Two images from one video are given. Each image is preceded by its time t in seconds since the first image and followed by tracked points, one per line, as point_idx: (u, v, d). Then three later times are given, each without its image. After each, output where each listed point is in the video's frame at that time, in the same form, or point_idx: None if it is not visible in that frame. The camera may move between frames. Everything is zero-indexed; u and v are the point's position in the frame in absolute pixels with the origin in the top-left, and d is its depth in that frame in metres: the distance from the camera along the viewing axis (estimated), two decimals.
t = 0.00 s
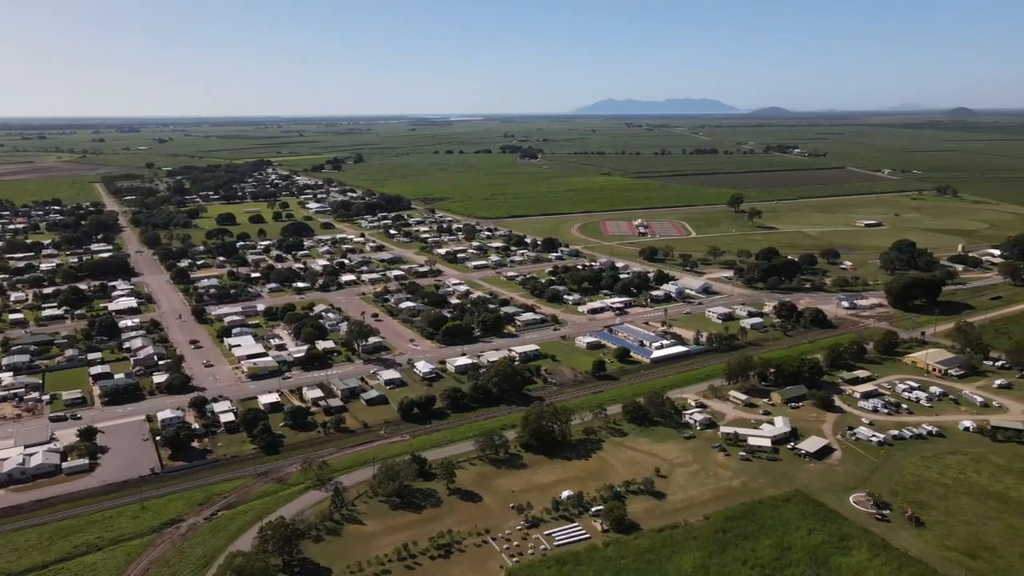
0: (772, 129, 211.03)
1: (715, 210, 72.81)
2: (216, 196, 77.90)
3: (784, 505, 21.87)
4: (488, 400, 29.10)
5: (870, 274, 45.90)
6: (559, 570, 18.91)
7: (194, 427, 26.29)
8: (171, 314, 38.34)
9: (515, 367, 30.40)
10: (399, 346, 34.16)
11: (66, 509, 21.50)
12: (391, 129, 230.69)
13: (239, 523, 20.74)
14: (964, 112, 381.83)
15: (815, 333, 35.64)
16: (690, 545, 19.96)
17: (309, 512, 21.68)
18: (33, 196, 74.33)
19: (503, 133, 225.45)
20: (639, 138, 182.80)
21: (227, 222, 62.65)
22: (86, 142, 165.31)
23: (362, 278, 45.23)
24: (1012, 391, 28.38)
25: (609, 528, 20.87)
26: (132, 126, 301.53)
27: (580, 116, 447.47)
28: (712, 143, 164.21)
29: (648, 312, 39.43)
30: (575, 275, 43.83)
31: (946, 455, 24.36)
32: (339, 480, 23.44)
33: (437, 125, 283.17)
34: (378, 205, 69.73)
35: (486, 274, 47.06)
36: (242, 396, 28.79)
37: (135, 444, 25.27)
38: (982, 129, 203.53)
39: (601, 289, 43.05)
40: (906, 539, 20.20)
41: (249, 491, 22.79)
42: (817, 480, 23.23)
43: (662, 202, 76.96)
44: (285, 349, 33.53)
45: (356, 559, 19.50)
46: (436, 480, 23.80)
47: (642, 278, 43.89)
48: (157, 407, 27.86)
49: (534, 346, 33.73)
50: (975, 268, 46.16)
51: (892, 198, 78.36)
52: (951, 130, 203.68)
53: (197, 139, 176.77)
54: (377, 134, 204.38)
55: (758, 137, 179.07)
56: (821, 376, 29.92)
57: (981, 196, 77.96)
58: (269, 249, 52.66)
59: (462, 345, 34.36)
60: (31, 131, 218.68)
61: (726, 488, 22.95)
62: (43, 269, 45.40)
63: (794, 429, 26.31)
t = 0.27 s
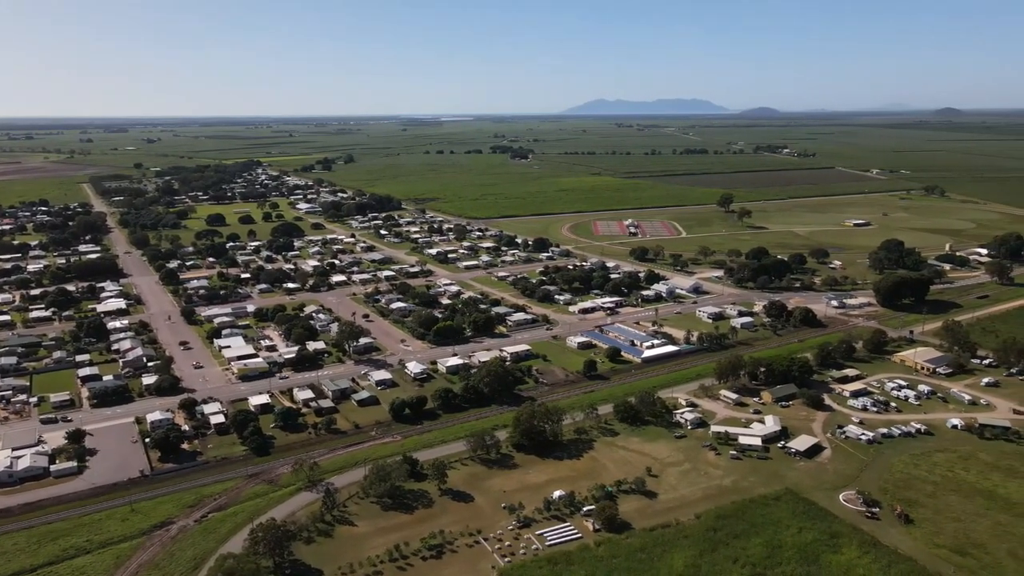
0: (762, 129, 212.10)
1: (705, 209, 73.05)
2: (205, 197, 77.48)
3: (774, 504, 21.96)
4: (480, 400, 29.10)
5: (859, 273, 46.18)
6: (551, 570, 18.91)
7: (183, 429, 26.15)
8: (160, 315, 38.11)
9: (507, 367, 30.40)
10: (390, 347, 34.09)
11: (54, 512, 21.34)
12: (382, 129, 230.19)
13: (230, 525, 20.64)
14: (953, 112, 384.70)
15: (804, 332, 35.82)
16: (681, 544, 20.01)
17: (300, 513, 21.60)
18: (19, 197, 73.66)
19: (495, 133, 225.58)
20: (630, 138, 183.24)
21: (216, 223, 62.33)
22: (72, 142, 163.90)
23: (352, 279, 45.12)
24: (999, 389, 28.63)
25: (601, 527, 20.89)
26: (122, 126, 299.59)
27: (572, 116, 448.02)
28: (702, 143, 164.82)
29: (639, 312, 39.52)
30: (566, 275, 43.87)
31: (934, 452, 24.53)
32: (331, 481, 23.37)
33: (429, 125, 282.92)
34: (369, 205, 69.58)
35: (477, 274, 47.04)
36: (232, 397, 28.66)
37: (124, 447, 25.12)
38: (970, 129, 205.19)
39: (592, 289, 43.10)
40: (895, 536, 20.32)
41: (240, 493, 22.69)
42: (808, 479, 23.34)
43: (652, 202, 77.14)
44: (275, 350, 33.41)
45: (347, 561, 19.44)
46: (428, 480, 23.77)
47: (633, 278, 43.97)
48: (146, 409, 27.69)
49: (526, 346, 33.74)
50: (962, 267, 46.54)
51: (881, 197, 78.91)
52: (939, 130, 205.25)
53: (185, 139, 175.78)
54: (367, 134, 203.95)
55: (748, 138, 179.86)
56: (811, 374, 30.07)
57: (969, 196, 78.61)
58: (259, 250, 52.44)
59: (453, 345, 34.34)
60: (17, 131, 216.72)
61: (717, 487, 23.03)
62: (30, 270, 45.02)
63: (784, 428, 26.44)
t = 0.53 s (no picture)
0: (753, 130, 213.02)
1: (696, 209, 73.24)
2: (195, 197, 77.09)
3: (766, 502, 22.04)
4: (472, 400, 29.08)
5: (849, 272, 46.43)
6: (543, 570, 18.93)
7: (174, 430, 26.03)
8: (150, 317, 37.91)
9: (499, 367, 30.39)
10: (382, 347, 34.02)
11: (43, 515, 21.19)
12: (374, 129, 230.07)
13: (221, 527, 20.55)
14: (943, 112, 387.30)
15: (795, 331, 35.97)
16: (673, 543, 20.05)
17: (292, 515, 21.53)
18: (7, 198, 73.05)
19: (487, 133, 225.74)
20: (622, 138, 183.56)
21: (207, 223, 62.04)
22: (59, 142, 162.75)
23: (344, 279, 45.00)
24: (988, 387, 28.83)
25: (593, 527, 20.91)
26: (112, 126, 297.66)
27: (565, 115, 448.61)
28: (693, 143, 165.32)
29: (630, 311, 39.58)
30: (558, 275, 43.89)
31: (924, 450, 24.67)
32: (322, 482, 23.31)
33: (422, 125, 282.61)
34: (360, 205, 69.44)
35: (469, 274, 47.01)
36: (223, 399, 28.54)
37: (114, 449, 24.98)
38: (959, 129, 206.69)
39: (583, 289, 43.14)
40: (885, 534, 20.43)
41: (231, 494, 22.60)
42: (799, 477, 23.43)
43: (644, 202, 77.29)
44: (266, 351, 33.29)
45: (339, 562, 19.39)
46: (420, 480, 23.74)
47: (625, 277, 44.05)
48: (136, 410, 27.54)
49: (517, 346, 33.74)
50: (951, 266, 46.85)
51: (870, 197, 79.36)
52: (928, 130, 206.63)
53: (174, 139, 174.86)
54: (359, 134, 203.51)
55: (739, 138, 180.58)
56: (802, 373, 30.19)
57: (957, 195, 79.16)
58: (250, 251, 52.24)
59: (445, 345, 34.30)
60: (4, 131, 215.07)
61: (709, 486, 23.10)
62: (18, 272, 44.68)
63: (775, 427, 26.53)
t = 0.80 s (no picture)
0: (745, 130, 213.78)
1: (687, 209, 73.43)
2: (186, 198, 76.67)
3: (757, 501, 22.12)
4: (464, 400, 29.06)
5: (840, 272, 46.64)
6: (536, 570, 18.92)
7: (164, 432, 25.90)
8: (141, 318, 37.71)
9: (491, 367, 30.37)
10: (374, 348, 33.96)
11: (32, 518, 21.04)
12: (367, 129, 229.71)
13: (212, 529, 20.46)
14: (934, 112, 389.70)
15: (786, 331, 36.12)
16: (665, 542, 20.10)
17: (283, 516, 21.47)
18: None
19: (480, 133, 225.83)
20: (614, 138, 183.84)
21: (197, 224, 61.74)
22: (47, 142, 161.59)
23: (335, 280, 44.88)
24: (977, 385, 29.03)
25: (586, 527, 20.94)
26: (102, 126, 295.74)
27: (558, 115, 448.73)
28: (684, 143, 165.72)
29: (622, 311, 39.62)
30: (549, 275, 43.90)
31: (914, 448, 24.82)
32: (314, 483, 23.24)
33: (414, 125, 282.08)
34: (352, 206, 69.28)
35: (461, 274, 46.96)
36: (214, 400, 28.41)
37: (104, 451, 24.84)
38: (949, 130, 208.02)
39: (575, 289, 43.15)
40: (876, 531, 20.54)
41: (222, 496, 22.51)
42: (790, 475, 23.54)
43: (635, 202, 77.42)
44: (258, 352, 33.16)
45: (332, 563, 19.34)
46: (412, 481, 23.71)
47: (616, 277, 44.10)
48: (126, 412, 27.40)
49: (509, 346, 33.75)
50: (940, 265, 47.15)
51: (860, 196, 79.76)
52: (918, 130, 207.87)
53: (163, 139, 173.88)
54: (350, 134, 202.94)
55: (731, 138, 181.21)
56: (793, 372, 30.31)
57: (946, 195, 79.69)
58: (241, 251, 52.03)
59: (437, 345, 34.26)
60: None
61: (700, 485, 23.17)
62: (6, 273, 44.33)
63: (767, 426, 26.62)
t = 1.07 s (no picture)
0: (737, 130, 214.55)
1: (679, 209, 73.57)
2: (176, 198, 76.28)
3: (749, 499, 22.20)
4: (456, 400, 29.05)
5: (831, 271, 46.85)
6: (529, 570, 18.93)
7: (155, 433, 25.76)
8: (131, 319, 37.51)
9: (483, 367, 30.36)
10: (366, 348, 33.89)
11: (22, 520, 20.89)
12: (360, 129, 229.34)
13: (204, 530, 20.38)
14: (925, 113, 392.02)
15: (777, 330, 36.26)
16: (658, 541, 20.14)
17: (275, 517, 21.40)
18: None
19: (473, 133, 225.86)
20: (606, 138, 184.09)
21: (188, 224, 61.43)
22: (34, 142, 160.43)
23: (327, 280, 44.75)
24: (966, 384, 29.22)
25: (578, 526, 20.95)
26: (93, 126, 293.95)
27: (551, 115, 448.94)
28: (676, 143, 166.06)
29: (615, 311, 39.67)
30: (541, 275, 43.91)
31: (905, 446, 24.95)
32: (306, 484, 23.17)
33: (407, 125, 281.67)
34: (343, 206, 69.11)
35: (453, 275, 46.91)
36: (205, 401, 28.29)
37: (95, 452, 24.69)
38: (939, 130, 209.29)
39: (567, 289, 43.19)
40: (867, 530, 20.64)
41: (214, 497, 22.41)
42: (781, 474, 23.63)
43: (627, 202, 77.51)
44: (249, 352, 33.04)
45: (324, 564, 19.28)
46: (405, 481, 23.67)
47: (608, 277, 44.15)
48: (117, 413, 27.24)
49: (502, 346, 33.75)
50: (930, 264, 47.43)
51: (851, 196, 80.15)
52: (909, 130, 209.12)
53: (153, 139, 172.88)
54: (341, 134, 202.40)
55: (722, 138, 181.84)
56: (784, 372, 30.42)
57: (936, 194, 80.18)
58: (232, 252, 51.82)
59: (429, 346, 34.22)
60: None
61: (692, 484, 23.23)
62: None
63: (758, 425, 26.71)
